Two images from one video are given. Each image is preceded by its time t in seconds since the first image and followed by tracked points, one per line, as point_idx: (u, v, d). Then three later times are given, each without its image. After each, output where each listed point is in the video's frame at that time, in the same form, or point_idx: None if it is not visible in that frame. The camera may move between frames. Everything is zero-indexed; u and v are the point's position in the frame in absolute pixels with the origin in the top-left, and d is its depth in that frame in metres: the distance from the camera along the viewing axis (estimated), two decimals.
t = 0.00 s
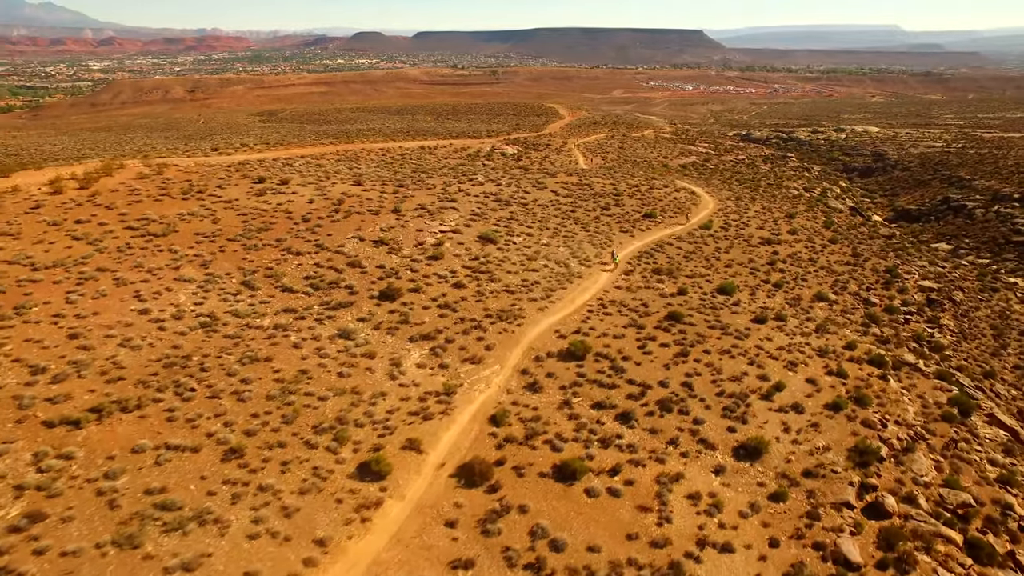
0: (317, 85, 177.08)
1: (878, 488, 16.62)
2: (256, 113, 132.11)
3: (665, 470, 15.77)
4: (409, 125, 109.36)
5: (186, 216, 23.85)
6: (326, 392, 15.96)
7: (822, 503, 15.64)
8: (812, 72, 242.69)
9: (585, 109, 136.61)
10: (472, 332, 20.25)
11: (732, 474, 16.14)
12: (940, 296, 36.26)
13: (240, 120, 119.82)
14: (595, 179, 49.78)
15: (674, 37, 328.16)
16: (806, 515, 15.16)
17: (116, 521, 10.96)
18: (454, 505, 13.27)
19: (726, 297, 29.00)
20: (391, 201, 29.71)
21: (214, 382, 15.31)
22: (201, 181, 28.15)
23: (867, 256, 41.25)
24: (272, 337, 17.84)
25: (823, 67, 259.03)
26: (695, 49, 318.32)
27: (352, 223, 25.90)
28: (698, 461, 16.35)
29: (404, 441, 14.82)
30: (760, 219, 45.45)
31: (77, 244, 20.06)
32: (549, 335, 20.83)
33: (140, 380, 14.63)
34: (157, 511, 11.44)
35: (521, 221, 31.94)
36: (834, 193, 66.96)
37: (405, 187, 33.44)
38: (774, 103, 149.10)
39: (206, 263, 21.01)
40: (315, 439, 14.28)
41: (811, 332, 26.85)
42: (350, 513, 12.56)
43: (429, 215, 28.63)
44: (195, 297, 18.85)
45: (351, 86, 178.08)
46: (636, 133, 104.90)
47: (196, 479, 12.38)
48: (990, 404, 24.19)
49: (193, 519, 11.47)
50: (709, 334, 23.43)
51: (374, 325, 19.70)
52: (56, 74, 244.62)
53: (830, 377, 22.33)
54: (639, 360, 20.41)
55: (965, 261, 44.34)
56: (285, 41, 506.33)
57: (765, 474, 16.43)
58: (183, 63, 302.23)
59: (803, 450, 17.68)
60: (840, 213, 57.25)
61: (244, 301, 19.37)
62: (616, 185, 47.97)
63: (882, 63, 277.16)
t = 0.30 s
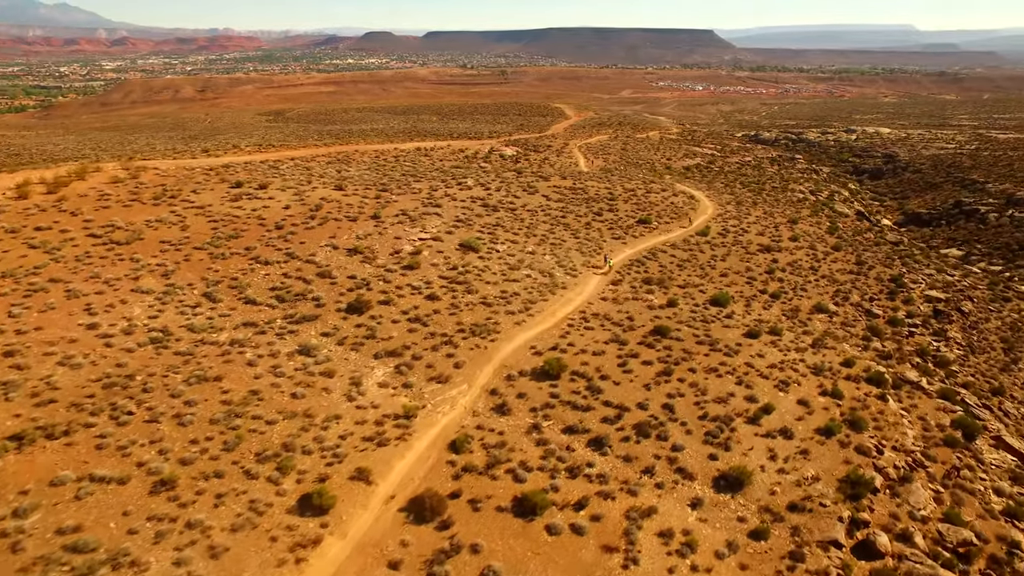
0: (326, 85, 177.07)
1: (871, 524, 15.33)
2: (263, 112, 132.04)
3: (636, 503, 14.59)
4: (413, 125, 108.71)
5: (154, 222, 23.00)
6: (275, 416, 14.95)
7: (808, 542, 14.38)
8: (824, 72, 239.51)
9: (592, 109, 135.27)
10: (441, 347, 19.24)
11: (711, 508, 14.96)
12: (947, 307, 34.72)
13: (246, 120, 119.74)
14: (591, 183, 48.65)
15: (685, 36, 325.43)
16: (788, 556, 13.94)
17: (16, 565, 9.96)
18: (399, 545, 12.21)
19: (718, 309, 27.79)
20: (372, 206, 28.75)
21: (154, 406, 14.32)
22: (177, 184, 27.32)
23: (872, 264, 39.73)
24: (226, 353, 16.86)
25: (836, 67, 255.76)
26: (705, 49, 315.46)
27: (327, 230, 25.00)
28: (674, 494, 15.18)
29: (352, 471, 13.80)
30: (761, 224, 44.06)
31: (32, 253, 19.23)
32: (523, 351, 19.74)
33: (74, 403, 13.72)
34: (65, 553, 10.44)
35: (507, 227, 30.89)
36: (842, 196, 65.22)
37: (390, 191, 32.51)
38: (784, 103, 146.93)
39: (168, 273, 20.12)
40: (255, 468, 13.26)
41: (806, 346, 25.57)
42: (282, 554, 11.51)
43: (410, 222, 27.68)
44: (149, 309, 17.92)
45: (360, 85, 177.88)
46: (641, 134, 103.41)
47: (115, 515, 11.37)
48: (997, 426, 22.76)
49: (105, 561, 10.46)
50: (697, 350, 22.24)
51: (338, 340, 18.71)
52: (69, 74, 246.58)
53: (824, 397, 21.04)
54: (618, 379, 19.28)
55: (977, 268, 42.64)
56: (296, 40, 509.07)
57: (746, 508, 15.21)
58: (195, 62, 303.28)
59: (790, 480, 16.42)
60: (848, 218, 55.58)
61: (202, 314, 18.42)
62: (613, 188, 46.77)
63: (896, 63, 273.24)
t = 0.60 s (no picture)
0: (337, 84, 177.04)
1: (862, 564, 14.06)
2: (272, 111, 132.04)
3: (604, 539, 13.44)
4: (418, 125, 108.08)
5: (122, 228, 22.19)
6: (220, 437, 13.93)
7: None
8: (850, 69, 236.08)
9: (600, 109, 133.77)
10: (408, 363, 18.31)
11: (686, 544, 13.79)
12: (957, 317, 33.15)
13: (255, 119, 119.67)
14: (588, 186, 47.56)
15: (697, 35, 322.07)
16: None
17: None
18: None
19: (710, 320, 26.59)
20: (353, 211, 27.88)
21: (90, 428, 13.39)
22: (152, 188, 26.56)
23: (878, 271, 38.20)
24: (177, 368, 15.88)
25: (852, 66, 251.56)
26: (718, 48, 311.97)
27: (301, 236, 24.15)
28: (646, 528, 14.04)
29: (295, 500, 12.79)
30: (763, 229, 42.65)
31: None
32: (495, 368, 18.70)
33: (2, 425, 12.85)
34: None
35: (493, 233, 29.89)
36: (852, 198, 63.39)
37: (375, 195, 31.64)
38: (797, 103, 144.37)
39: (129, 281, 19.22)
40: (190, 496, 12.19)
41: (802, 361, 24.28)
42: None
43: (389, 228, 26.80)
44: (101, 320, 17.03)
45: (371, 84, 177.69)
46: (648, 135, 101.84)
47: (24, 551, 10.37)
48: (1006, 450, 21.34)
49: None
50: (682, 365, 21.08)
51: (299, 354, 17.80)
52: (85, 74, 249.07)
53: (817, 418, 19.78)
54: (595, 398, 18.18)
55: (991, 275, 40.85)
56: (309, 40, 511.42)
57: (725, 543, 14.01)
58: (210, 62, 305.62)
59: (775, 512, 15.18)
60: (857, 221, 53.91)
61: (159, 325, 17.48)
62: (610, 192, 45.60)
63: (914, 61, 268.25)
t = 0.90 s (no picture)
0: (353, 83, 177.75)
1: None
2: (287, 110, 132.45)
3: None
4: (429, 124, 107.57)
5: (94, 229, 21.42)
6: (161, 458, 12.97)
7: None
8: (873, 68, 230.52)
9: (613, 108, 132.02)
10: (375, 377, 17.44)
11: None
12: (973, 329, 31.37)
13: (269, 117, 120.14)
14: (589, 188, 46.36)
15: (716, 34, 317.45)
16: None
17: None
18: None
19: (705, 332, 25.31)
20: (337, 214, 27.09)
21: (24, 447, 12.53)
22: (133, 189, 25.91)
23: (890, 279, 36.45)
24: (129, 381, 14.98)
25: (875, 65, 245.80)
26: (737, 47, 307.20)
27: (279, 241, 23.33)
28: (614, 563, 12.90)
29: (232, 528, 11.86)
30: (770, 234, 41.10)
31: None
32: (466, 383, 17.76)
33: None
34: None
35: (482, 238, 28.94)
36: (868, 201, 61.18)
37: (363, 198, 30.83)
38: (817, 103, 141.13)
39: (93, 287, 18.30)
40: (119, 523, 11.21)
41: (801, 378, 22.92)
42: None
43: (372, 233, 25.98)
44: (56, 328, 16.18)
45: (387, 83, 177.88)
46: (660, 135, 100.02)
47: None
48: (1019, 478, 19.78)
49: None
50: (669, 381, 19.88)
51: (261, 367, 16.97)
52: (108, 73, 253.14)
53: (812, 442, 18.48)
54: (571, 417, 17.10)
55: (1014, 283, 38.79)
56: (326, 39, 515.34)
57: None
58: (230, 61, 309.28)
59: (758, 548, 13.95)
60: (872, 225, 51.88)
61: (117, 334, 16.63)
62: (612, 194, 44.35)
63: (940, 60, 261.29)
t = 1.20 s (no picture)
0: (374, 82, 178.68)
1: None
2: (306, 109, 133.48)
3: None
4: (443, 123, 107.22)
5: (70, 231, 21.00)
6: (98, 476, 12.20)
7: None
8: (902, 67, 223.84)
9: (630, 108, 130.17)
10: (340, 391, 16.68)
11: None
12: (994, 344, 29.48)
13: (287, 116, 121.13)
14: (594, 190, 45.22)
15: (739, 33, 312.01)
16: None
17: None
18: None
19: (700, 345, 24.07)
20: (322, 217, 26.46)
21: None
22: (117, 189, 25.52)
23: (905, 289, 34.63)
24: (78, 392, 14.33)
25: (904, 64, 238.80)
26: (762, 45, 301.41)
27: (258, 245, 22.72)
28: None
29: (162, 554, 11.04)
30: (780, 240, 39.50)
31: None
32: (434, 398, 16.90)
33: None
34: None
35: (473, 243, 28.07)
36: (889, 205, 58.81)
37: (354, 200, 30.20)
38: (842, 104, 137.34)
39: (58, 292, 17.79)
40: (39, 550, 10.40)
41: (801, 396, 21.56)
42: None
43: (356, 237, 25.31)
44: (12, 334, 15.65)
45: (407, 82, 178.42)
46: (676, 135, 98.05)
47: None
48: None
49: None
50: (654, 399, 18.72)
51: (222, 378, 16.26)
52: (138, 72, 258.13)
53: (805, 468, 17.16)
54: (544, 438, 16.11)
55: None
56: (349, 38, 519.50)
57: None
58: (255, 60, 314.04)
59: None
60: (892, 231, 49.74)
61: (76, 341, 16.03)
62: (616, 197, 43.16)
63: (974, 59, 252.70)
